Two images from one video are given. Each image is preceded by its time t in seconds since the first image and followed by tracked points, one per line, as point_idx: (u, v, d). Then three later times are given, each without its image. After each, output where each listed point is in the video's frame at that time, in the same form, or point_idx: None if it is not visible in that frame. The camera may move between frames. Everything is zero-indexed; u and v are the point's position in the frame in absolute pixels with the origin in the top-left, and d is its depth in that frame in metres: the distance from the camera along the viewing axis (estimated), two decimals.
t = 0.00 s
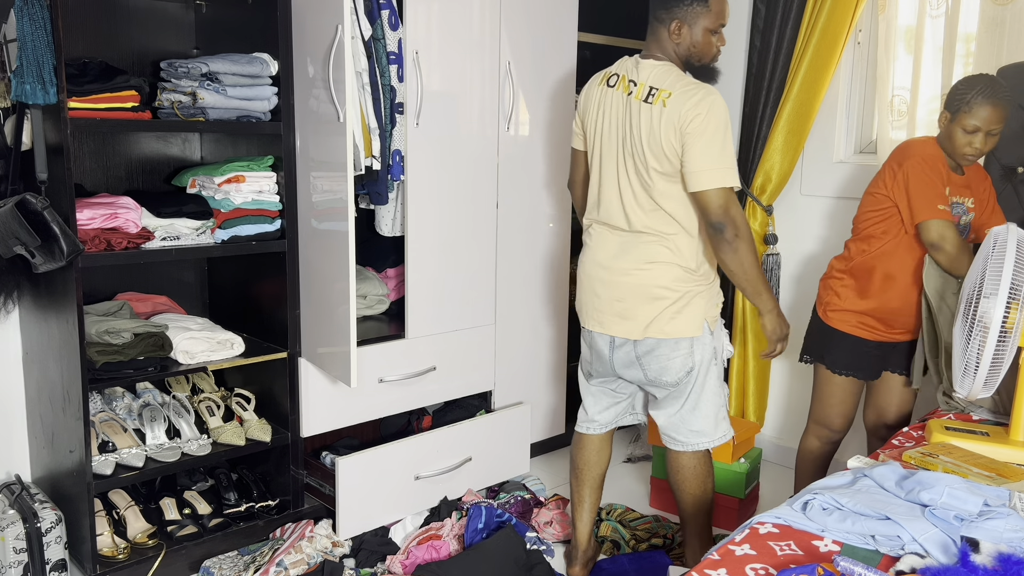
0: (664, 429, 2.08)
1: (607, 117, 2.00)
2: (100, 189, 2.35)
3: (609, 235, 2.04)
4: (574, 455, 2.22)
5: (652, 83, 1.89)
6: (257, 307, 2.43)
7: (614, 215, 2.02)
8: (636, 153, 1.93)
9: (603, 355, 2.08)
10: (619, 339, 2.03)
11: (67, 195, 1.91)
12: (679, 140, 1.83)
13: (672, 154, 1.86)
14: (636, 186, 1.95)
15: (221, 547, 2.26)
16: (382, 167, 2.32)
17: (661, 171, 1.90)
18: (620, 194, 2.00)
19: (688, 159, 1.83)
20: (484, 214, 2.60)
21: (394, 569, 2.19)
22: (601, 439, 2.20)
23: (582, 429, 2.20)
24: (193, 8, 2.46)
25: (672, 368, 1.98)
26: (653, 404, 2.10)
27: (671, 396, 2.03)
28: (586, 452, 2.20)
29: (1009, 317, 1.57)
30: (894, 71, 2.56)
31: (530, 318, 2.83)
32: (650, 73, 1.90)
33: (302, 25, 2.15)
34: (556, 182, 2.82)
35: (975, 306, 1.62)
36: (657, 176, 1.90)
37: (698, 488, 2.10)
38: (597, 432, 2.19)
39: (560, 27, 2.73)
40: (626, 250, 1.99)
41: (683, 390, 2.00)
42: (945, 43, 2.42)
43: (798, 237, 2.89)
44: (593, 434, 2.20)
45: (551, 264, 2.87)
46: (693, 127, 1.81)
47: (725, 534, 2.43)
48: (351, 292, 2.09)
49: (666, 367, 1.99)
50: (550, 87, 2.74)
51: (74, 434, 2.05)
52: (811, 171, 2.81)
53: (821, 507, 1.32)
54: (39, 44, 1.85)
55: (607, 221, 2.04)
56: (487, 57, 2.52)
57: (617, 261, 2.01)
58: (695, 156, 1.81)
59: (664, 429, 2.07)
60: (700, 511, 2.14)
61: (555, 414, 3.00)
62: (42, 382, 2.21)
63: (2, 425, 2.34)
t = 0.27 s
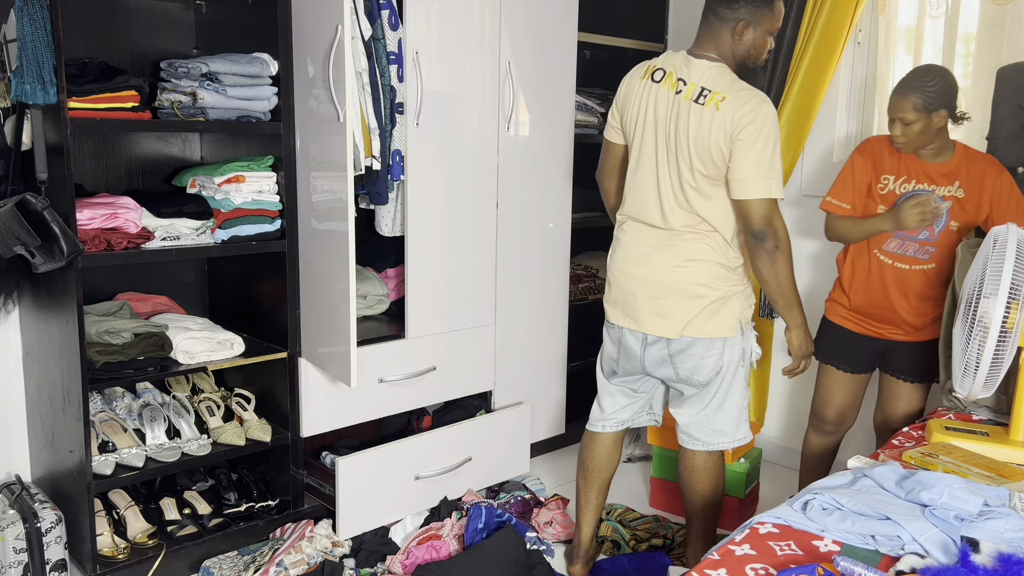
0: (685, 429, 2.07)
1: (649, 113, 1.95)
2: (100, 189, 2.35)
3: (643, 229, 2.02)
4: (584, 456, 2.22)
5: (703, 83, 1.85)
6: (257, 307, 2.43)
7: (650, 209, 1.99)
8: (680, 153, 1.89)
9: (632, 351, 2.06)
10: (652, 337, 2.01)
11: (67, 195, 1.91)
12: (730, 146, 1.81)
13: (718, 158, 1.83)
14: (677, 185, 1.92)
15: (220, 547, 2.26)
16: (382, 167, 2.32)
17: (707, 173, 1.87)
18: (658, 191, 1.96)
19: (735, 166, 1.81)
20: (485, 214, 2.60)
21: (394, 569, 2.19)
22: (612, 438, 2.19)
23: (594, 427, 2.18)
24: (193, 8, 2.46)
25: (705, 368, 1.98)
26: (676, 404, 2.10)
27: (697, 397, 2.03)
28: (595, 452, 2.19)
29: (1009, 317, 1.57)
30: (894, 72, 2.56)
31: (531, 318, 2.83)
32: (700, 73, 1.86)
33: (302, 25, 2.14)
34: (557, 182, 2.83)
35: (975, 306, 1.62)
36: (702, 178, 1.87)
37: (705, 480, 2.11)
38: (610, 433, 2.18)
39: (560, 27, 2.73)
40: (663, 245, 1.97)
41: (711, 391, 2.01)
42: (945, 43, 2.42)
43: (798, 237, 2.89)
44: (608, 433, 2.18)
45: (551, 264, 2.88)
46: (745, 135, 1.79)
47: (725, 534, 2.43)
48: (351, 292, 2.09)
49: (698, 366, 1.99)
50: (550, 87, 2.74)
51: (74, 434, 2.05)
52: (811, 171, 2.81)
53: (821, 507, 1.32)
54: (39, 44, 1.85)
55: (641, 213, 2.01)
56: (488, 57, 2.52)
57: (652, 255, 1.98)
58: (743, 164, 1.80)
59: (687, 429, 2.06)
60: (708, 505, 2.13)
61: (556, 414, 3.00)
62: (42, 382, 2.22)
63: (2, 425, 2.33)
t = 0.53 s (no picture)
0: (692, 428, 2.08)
1: (669, 111, 1.93)
2: (100, 189, 2.35)
3: (655, 229, 1.98)
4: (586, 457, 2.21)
5: (732, 82, 1.85)
6: (257, 307, 2.43)
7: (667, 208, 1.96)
8: (707, 152, 1.87)
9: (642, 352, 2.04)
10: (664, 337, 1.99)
11: (67, 195, 1.91)
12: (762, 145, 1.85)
13: (749, 156, 1.86)
14: (702, 184, 1.90)
15: (221, 547, 2.26)
16: (382, 167, 2.32)
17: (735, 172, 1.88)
18: (678, 191, 1.93)
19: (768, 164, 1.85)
20: (485, 214, 2.60)
21: (394, 569, 2.19)
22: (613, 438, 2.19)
23: (598, 429, 2.18)
24: (193, 8, 2.46)
25: (715, 368, 1.98)
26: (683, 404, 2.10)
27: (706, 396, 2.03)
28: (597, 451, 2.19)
29: (1009, 317, 1.57)
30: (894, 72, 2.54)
31: (531, 318, 2.83)
32: (726, 73, 1.86)
33: (301, 25, 2.14)
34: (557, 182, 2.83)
35: (975, 306, 1.62)
36: (730, 177, 1.88)
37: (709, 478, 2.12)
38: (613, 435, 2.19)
39: (559, 28, 2.73)
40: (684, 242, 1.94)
41: (720, 391, 2.01)
42: (945, 43, 2.43)
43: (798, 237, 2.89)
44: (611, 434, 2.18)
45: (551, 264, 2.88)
46: (777, 134, 1.84)
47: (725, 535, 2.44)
48: (351, 292, 2.09)
49: (708, 367, 1.98)
50: (549, 87, 2.74)
51: (74, 434, 2.05)
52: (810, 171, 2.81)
53: (821, 507, 1.32)
54: (39, 44, 1.85)
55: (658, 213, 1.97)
56: (488, 57, 2.52)
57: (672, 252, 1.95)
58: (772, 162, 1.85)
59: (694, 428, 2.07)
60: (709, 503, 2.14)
61: (556, 414, 3.01)
62: (42, 382, 2.22)
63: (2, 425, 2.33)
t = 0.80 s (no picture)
0: (742, 406, 2.25)
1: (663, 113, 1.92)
2: (100, 189, 2.35)
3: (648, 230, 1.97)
4: (584, 439, 2.45)
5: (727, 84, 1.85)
6: (257, 307, 2.43)
7: (675, 236, 2.30)
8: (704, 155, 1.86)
9: (676, 319, 2.25)
10: (700, 306, 2.19)
11: (67, 195, 1.91)
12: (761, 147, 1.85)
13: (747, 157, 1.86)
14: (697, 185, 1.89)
15: (220, 547, 2.26)
16: (382, 167, 2.32)
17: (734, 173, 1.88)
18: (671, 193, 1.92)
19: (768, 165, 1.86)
20: (484, 214, 2.60)
21: (394, 569, 2.19)
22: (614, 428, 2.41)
23: (611, 414, 2.36)
24: (193, 8, 2.46)
25: (753, 341, 2.18)
26: (737, 381, 2.24)
27: (732, 369, 2.24)
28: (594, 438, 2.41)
29: (1009, 317, 1.57)
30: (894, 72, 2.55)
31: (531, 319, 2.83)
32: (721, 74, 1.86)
33: (301, 25, 2.15)
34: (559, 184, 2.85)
35: (975, 306, 1.62)
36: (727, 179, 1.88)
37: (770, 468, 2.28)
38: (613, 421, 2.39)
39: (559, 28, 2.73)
40: (693, 256, 2.20)
41: (752, 366, 2.20)
42: (945, 44, 2.43)
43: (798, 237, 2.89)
44: (629, 419, 2.37)
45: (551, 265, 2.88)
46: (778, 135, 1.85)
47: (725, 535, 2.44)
48: (351, 292, 2.10)
49: (747, 341, 2.18)
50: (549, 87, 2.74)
51: (74, 434, 2.05)
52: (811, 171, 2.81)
53: (821, 507, 1.32)
54: (39, 44, 1.85)
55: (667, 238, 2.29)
56: (488, 57, 2.52)
57: (680, 264, 2.21)
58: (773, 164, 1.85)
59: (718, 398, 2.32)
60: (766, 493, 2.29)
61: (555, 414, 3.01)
62: (42, 382, 2.22)
63: (2, 424, 2.34)
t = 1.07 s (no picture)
0: (733, 406, 2.25)
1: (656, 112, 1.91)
2: (100, 189, 2.35)
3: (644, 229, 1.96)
4: (579, 438, 2.44)
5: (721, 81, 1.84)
6: (257, 307, 2.43)
7: (660, 235, 2.30)
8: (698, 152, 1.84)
9: (667, 319, 2.24)
10: (688, 305, 2.19)
11: (67, 195, 1.91)
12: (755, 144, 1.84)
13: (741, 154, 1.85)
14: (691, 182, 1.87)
15: (220, 547, 2.26)
16: (382, 167, 2.32)
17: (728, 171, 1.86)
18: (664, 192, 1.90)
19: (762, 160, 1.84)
20: (484, 214, 2.60)
21: (394, 569, 2.19)
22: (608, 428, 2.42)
23: (609, 412, 2.36)
24: (193, 8, 2.46)
25: (743, 339, 2.18)
26: (728, 380, 2.24)
27: (723, 368, 2.23)
28: (589, 438, 2.41)
29: (1009, 317, 1.57)
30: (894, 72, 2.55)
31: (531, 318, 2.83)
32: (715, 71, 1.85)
33: (301, 25, 2.14)
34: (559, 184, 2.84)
35: (975, 306, 1.62)
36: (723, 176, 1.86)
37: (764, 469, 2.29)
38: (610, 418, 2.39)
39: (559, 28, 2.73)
40: (681, 254, 2.20)
41: (738, 366, 2.21)
42: (945, 44, 2.43)
43: (798, 236, 2.89)
44: (624, 418, 2.37)
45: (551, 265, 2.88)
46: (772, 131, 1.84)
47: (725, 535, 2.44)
48: (351, 292, 2.10)
49: (735, 342, 2.19)
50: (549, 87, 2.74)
51: (74, 434, 2.05)
52: (811, 171, 2.81)
53: (821, 507, 1.32)
54: (39, 44, 1.85)
55: (654, 238, 2.28)
56: (488, 57, 2.52)
57: (667, 264, 2.20)
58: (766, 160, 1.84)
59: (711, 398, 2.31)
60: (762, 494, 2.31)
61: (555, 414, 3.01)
62: (42, 382, 2.22)
63: (2, 424, 2.34)
